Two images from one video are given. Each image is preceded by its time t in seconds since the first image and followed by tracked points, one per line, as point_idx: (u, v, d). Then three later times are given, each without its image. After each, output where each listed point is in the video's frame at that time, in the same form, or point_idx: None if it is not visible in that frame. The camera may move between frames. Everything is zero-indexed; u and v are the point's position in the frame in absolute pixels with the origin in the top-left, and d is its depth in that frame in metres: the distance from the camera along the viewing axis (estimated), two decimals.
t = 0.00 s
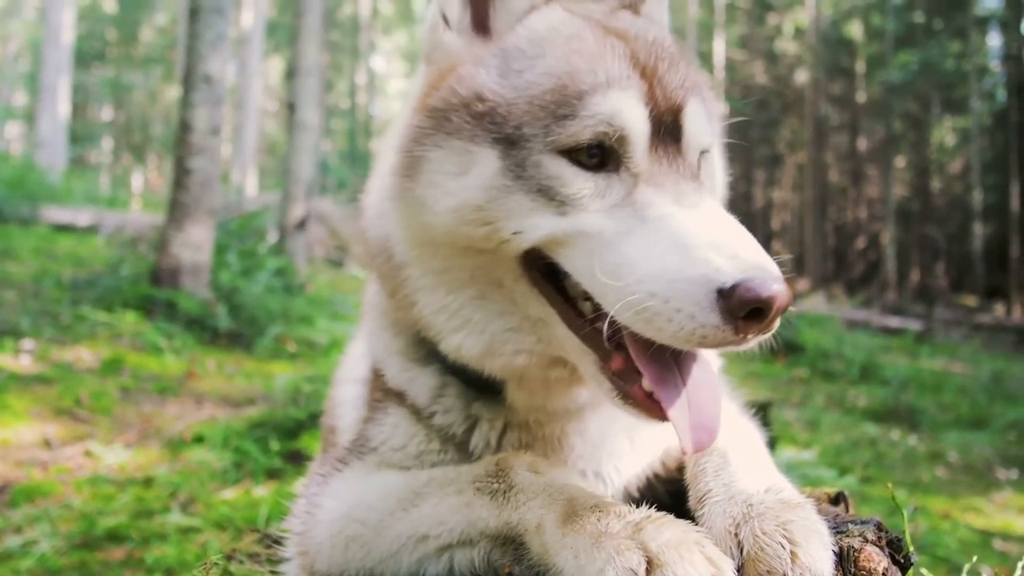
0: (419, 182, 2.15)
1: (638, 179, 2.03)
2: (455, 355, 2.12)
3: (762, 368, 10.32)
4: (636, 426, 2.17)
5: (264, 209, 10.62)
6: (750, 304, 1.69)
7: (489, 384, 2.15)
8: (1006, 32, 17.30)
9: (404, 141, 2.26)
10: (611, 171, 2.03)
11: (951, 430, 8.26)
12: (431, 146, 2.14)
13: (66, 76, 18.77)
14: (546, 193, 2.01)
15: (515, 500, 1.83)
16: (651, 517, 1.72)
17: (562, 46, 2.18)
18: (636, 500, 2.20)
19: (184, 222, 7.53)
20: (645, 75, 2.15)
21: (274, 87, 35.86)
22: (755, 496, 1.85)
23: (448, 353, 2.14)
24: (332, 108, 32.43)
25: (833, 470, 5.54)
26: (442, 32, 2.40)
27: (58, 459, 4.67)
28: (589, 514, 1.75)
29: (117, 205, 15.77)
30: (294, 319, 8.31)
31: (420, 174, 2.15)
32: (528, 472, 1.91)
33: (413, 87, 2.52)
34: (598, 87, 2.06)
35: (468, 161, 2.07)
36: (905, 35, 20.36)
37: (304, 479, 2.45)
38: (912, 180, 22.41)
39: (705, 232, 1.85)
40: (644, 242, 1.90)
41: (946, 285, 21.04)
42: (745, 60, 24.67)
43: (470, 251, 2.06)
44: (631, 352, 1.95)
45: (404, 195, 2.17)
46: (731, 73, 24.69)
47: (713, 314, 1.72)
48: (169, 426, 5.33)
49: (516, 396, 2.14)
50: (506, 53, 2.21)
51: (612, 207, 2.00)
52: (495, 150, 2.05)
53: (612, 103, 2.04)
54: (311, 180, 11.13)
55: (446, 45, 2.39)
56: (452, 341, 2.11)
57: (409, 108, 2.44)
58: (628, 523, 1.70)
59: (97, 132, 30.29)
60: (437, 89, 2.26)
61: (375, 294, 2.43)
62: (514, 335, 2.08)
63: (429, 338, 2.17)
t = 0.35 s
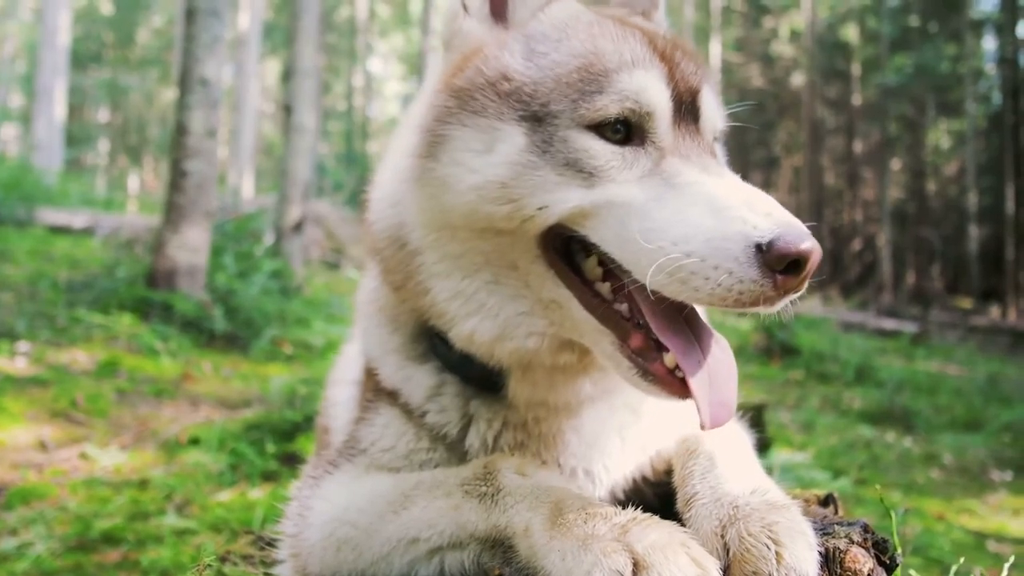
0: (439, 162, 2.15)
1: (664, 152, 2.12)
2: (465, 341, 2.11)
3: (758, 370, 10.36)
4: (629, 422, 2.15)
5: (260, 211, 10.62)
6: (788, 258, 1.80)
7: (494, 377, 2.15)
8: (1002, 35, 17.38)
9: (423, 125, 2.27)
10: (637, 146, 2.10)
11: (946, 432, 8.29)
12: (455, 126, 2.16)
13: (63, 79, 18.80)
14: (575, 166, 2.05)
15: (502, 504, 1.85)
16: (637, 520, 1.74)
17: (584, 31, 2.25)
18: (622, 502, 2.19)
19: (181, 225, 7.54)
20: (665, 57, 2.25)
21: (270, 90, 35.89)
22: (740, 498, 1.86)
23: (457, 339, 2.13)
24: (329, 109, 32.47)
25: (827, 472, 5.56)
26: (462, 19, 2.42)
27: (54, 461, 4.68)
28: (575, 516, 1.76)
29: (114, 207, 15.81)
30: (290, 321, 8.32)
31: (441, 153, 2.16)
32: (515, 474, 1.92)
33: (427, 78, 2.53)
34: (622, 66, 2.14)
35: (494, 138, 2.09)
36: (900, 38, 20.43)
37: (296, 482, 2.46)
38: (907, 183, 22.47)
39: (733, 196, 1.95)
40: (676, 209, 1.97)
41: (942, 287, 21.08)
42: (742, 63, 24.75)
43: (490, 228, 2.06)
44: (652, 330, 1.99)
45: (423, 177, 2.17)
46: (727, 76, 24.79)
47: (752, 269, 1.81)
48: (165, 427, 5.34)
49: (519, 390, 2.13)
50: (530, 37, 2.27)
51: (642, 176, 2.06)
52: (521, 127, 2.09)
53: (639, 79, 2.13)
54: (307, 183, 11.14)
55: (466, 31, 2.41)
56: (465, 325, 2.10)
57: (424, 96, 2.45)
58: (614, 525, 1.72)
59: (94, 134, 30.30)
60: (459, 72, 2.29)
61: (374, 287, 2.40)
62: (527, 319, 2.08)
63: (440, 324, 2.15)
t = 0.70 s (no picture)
0: (458, 161, 2.13)
1: (686, 156, 2.13)
2: (476, 339, 2.10)
3: (757, 369, 10.37)
4: (630, 421, 2.16)
5: (259, 212, 10.63)
6: (813, 258, 1.87)
7: (500, 376, 2.15)
8: (999, 34, 17.39)
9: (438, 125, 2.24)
10: (657, 150, 2.11)
11: (946, 430, 8.30)
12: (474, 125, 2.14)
13: (62, 80, 18.81)
14: (596, 167, 2.05)
15: (499, 502, 1.86)
16: (633, 517, 1.75)
17: (600, 36, 2.26)
18: (619, 500, 2.20)
19: (180, 226, 7.55)
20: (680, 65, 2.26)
21: (269, 90, 35.92)
22: (734, 495, 1.88)
23: (470, 337, 2.12)
24: (328, 109, 32.48)
25: (827, 470, 5.57)
26: (472, 22, 2.38)
27: (54, 462, 4.69)
28: (571, 514, 1.77)
29: (113, 208, 15.83)
30: (290, 321, 8.33)
31: (461, 153, 2.14)
32: (512, 472, 1.92)
33: (437, 79, 2.50)
34: (642, 72, 2.16)
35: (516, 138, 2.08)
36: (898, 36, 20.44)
37: (297, 483, 2.47)
38: (906, 181, 22.47)
39: (753, 200, 2.01)
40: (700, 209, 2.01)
41: (941, 285, 21.08)
42: (740, 62, 24.76)
43: (509, 228, 2.06)
44: (669, 327, 2.02)
45: (440, 175, 2.15)
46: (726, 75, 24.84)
47: (776, 268, 1.87)
48: (165, 428, 5.35)
49: (525, 388, 2.14)
50: (545, 41, 2.26)
51: (666, 177, 2.08)
52: (542, 127, 2.08)
53: (655, 87, 2.15)
54: (306, 183, 11.14)
55: (476, 35, 2.36)
56: (477, 324, 2.09)
57: (436, 96, 2.42)
58: (610, 523, 1.74)
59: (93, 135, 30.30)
60: (473, 75, 2.27)
61: (377, 285, 2.40)
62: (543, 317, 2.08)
63: (452, 322, 2.14)
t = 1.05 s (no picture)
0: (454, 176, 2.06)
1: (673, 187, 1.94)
2: (471, 342, 2.07)
3: (754, 368, 10.41)
4: (623, 425, 2.18)
5: (254, 216, 10.64)
6: (770, 305, 1.65)
7: (496, 377, 2.14)
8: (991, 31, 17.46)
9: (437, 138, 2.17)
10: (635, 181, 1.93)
11: (942, 427, 8.33)
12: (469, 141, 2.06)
13: (56, 86, 18.78)
14: (572, 194, 1.93)
15: (495, 503, 1.87)
16: (627, 517, 1.77)
17: (591, 53, 2.14)
18: (612, 500, 2.22)
19: (176, 231, 7.56)
20: (679, 85, 2.08)
21: (264, 95, 35.93)
22: (727, 493, 1.90)
23: (467, 342, 2.09)
24: (322, 113, 32.48)
25: (823, 468, 5.60)
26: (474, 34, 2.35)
27: (53, 469, 4.70)
28: (566, 515, 1.79)
29: (108, 214, 15.82)
30: (286, 326, 8.34)
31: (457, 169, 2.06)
32: (508, 473, 1.93)
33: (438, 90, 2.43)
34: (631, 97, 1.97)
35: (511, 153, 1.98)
36: (891, 35, 20.51)
37: (293, 484, 2.50)
38: (900, 179, 22.54)
39: (725, 236, 1.81)
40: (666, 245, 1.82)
41: (936, 282, 21.14)
42: (734, 62, 24.83)
43: (502, 240, 1.99)
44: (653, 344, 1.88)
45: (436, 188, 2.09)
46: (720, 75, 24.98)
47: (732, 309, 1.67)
48: (163, 434, 5.36)
49: (521, 388, 2.12)
50: (532, 61, 2.14)
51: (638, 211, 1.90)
52: (525, 147, 1.97)
53: (641, 110, 1.97)
54: (301, 187, 11.15)
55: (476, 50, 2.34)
56: (472, 327, 2.05)
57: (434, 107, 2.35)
58: (604, 522, 1.76)
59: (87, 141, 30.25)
60: (469, 87, 2.18)
61: (381, 279, 2.37)
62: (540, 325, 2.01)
63: (449, 323, 2.12)
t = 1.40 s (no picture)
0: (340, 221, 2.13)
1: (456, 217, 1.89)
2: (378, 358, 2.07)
3: (748, 366, 10.45)
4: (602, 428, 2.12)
5: (248, 216, 10.62)
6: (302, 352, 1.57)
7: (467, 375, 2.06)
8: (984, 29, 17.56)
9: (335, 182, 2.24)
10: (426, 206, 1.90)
11: (936, 424, 8.36)
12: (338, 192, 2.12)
13: (49, 86, 18.71)
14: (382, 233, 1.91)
15: (484, 500, 1.87)
16: (615, 512, 1.78)
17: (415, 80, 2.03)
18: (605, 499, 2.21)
19: (170, 231, 7.55)
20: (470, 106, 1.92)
21: (258, 95, 35.86)
22: (714, 489, 1.92)
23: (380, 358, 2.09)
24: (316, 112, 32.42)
25: (816, 466, 5.61)
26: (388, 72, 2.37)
27: (47, 469, 4.69)
28: (555, 511, 1.80)
29: (102, 215, 15.78)
30: (280, 325, 8.33)
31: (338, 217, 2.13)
32: (495, 472, 1.94)
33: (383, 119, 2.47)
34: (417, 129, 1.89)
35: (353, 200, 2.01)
36: (884, 33, 20.58)
37: (286, 486, 2.47)
38: (893, 176, 22.58)
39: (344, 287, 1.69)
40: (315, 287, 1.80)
41: (930, 280, 21.17)
42: (728, 60, 24.88)
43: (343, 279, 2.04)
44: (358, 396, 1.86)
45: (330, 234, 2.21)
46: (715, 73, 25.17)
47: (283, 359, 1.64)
48: (157, 434, 5.35)
49: (480, 399, 2.06)
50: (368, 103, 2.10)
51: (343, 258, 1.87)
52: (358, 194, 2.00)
53: (400, 148, 1.89)
54: (295, 187, 11.14)
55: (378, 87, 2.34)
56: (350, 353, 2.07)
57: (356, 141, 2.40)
58: (592, 518, 1.77)
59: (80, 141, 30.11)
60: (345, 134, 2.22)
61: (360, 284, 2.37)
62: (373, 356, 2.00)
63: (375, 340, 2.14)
